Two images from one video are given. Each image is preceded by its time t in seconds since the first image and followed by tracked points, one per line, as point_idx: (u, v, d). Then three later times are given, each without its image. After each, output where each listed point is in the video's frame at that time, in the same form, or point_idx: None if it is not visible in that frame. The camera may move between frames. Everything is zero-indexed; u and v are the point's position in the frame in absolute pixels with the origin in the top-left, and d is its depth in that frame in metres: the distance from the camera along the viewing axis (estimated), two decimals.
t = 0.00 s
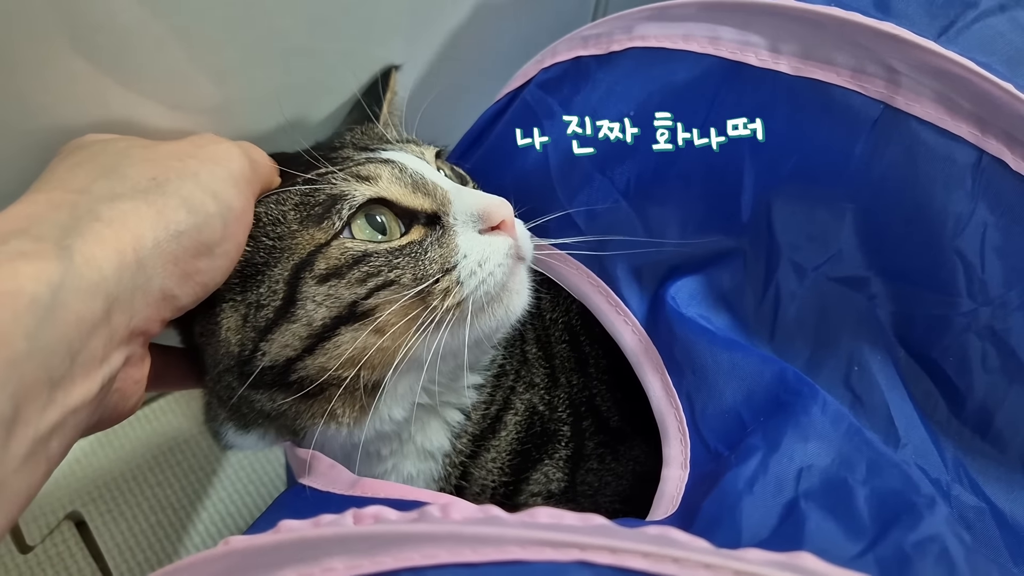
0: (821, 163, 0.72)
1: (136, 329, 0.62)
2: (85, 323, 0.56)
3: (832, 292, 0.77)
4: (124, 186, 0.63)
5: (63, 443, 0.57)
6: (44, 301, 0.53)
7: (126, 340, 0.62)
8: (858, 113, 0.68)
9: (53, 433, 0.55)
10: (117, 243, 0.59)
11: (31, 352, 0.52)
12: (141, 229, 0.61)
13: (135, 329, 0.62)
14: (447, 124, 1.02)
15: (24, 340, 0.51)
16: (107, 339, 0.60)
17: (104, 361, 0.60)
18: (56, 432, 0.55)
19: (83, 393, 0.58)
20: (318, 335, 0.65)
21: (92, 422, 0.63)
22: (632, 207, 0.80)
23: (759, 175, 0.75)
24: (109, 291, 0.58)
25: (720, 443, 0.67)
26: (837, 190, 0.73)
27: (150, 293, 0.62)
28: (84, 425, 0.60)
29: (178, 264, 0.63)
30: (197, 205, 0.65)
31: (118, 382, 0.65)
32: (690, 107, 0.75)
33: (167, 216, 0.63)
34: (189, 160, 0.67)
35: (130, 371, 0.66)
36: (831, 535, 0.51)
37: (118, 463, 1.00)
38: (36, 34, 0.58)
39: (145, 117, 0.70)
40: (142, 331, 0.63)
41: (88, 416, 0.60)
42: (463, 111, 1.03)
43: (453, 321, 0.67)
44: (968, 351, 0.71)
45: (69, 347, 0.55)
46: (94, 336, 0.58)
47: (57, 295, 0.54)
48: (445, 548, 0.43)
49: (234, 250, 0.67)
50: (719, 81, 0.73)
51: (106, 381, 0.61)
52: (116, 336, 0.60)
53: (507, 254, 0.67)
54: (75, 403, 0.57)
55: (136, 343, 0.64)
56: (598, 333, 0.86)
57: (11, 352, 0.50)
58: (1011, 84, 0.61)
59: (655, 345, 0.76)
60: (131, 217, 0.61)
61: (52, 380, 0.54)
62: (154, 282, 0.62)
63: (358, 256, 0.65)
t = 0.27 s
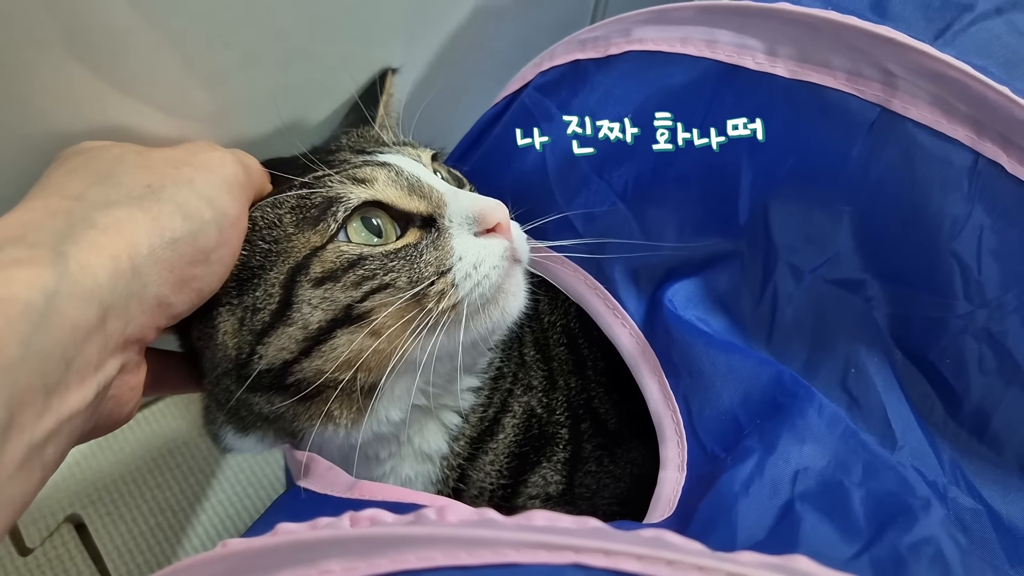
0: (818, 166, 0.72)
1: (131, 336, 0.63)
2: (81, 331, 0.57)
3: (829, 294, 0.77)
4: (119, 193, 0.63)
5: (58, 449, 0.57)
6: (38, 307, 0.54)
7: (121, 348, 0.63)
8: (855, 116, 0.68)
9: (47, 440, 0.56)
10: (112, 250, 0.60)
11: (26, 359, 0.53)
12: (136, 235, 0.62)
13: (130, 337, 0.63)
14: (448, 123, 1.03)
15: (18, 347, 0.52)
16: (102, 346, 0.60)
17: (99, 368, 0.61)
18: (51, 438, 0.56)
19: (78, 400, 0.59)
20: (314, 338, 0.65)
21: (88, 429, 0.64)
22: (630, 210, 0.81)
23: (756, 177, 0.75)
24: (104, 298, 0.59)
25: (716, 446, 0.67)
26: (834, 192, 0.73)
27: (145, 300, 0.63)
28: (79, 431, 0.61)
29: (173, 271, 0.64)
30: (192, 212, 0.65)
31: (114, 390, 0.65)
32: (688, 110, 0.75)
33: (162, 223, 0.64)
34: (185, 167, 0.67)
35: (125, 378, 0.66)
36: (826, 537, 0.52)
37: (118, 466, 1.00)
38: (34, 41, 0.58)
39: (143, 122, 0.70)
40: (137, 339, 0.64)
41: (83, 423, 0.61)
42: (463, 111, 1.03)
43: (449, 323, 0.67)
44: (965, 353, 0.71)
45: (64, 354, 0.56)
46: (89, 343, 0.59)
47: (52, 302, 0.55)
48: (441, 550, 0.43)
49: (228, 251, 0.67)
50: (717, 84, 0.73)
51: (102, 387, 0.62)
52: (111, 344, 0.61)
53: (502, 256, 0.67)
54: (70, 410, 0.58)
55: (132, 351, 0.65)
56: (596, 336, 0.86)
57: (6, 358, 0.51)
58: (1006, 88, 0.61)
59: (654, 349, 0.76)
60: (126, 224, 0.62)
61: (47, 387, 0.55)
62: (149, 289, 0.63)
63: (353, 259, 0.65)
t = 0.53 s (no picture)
0: (817, 166, 0.72)
1: (120, 328, 0.63)
2: (65, 325, 0.58)
3: (828, 294, 0.77)
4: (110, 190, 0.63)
5: (41, 441, 0.58)
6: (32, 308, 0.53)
7: (106, 339, 0.62)
8: (854, 116, 0.68)
9: (28, 431, 0.57)
10: (100, 246, 0.60)
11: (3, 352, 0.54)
12: (126, 230, 0.62)
13: (119, 329, 0.63)
14: (448, 124, 1.03)
15: None
16: (88, 339, 0.60)
17: (84, 360, 0.61)
18: (31, 432, 0.57)
19: (63, 393, 0.59)
20: (314, 337, 0.65)
21: (73, 422, 0.64)
22: (629, 210, 0.81)
23: (755, 177, 0.76)
24: (89, 291, 0.59)
25: (716, 446, 0.67)
26: (833, 192, 0.73)
27: (132, 293, 0.62)
28: (62, 424, 0.61)
29: (160, 265, 0.63)
30: (181, 207, 0.65)
31: (100, 383, 0.66)
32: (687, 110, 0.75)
33: (152, 217, 0.63)
34: (177, 164, 0.66)
35: (113, 371, 0.67)
36: (826, 538, 0.53)
37: (117, 466, 1.00)
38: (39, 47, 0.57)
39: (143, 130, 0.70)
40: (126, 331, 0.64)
41: (69, 415, 0.61)
42: (462, 112, 1.03)
43: (449, 322, 0.67)
44: (964, 353, 0.71)
45: (46, 347, 0.56)
46: (73, 338, 0.59)
47: (34, 296, 0.55)
48: (440, 551, 0.43)
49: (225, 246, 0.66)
50: (716, 84, 0.73)
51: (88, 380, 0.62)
52: (97, 338, 0.61)
53: (502, 255, 0.67)
54: (53, 402, 0.58)
55: (120, 342, 0.65)
56: (597, 337, 0.86)
57: None
58: (1006, 87, 0.61)
59: (653, 347, 0.76)
60: (117, 220, 0.62)
61: (30, 380, 0.56)
62: (135, 283, 0.62)
63: (354, 258, 0.65)
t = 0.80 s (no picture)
0: (814, 170, 0.72)
1: (134, 332, 0.63)
2: (78, 335, 0.57)
3: (824, 298, 0.77)
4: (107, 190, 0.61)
5: (57, 453, 0.57)
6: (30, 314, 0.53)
7: (121, 346, 0.62)
8: (850, 120, 0.68)
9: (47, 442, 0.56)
10: (102, 254, 0.60)
11: (24, 367, 0.52)
12: (126, 234, 0.61)
13: (133, 333, 0.63)
14: (447, 129, 1.03)
15: (18, 353, 0.52)
16: (102, 346, 0.60)
17: (99, 368, 0.60)
18: (50, 442, 0.56)
19: (80, 403, 0.58)
20: (307, 341, 0.65)
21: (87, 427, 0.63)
22: (625, 214, 0.81)
23: (751, 182, 0.76)
24: (102, 303, 0.59)
25: (711, 452, 0.67)
26: (829, 196, 0.73)
27: (144, 297, 0.62)
28: (78, 433, 0.61)
29: (169, 266, 0.63)
30: (182, 199, 0.64)
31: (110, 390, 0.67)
32: (683, 115, 0.75)
33: (153, 216, 0.63)
34: (171, 148, 0.65)
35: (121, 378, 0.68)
36: (821, 547, 0.53)
37: (114, 471, 1.00)
38: (44, 56, 0.57)
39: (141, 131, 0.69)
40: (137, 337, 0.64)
41: (84, 424, 0.61)
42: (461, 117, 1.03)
43: (440, 326, 0.67)
44: (961, 357, 0.71)
45: (63, 358, 0.56)
46: (87, 347, 0.58)
47: (49, 307, 0.54)
48: (434, 561, 0.43)
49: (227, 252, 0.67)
50: (712, 89, 0.73)
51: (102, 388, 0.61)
52: (112, 346, 0.61)
53: (494, 258, 0.68)
54: (71, 413, 0.58)
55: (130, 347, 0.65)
56: (593, 343, 0.87)
57: (6, 366, 0.51)
58: (1001, 93, 0.61)
59: (648, 354, 0.76)
60: (118, 223, 0.61)
61: (47, 392, 0.55)
62: (147, 286, 0.62)
63: (346, 261, 0.65)
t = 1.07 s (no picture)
0: (815, 175, 0.72)
1: (139, 319, 0.63)
2: (84, 316, 0.57)
3: (826, 303, 0.78)
4: (123, 183, 0.61)
5: (61, 435, 0.57)
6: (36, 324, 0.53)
7: (126, 331, 0.62)
8: (851, 126, 0.68)
9: (52, 424, 0.56)
10: (112, 241, 0.59)
11: (29, 346, 0.52)
12: (139, 228, 0.61)
13: (137, 319, 0.63)
14: (448, 135, 1.03)
15: (22, 331, 0.52)
16: (107, 330, 0.60)
17: (103, 351, 0.60)
18: (54, 423, 0.56)
19: (83, 383, 0.58)
20: (310, 349, 0.65)
21: (91, 413, 0.64)
22: (627, 219, 0.81)
23: (753, 186, 0.76)
24: (108, 283, 0.59)
25: (717, 459, 0.67)
26: (831, 201, 0.73)
27: (150, 286, 0.62)
28: (81, 416, 0.61)
29: (177, 259, 0.63)
30: (196, 200, 0.64)
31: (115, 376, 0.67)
32: (685, 119, 0.75)
33: (166, 211, 0.63)
34: (199, 158, 0.65)
35: (125, 364, 0.67)
36: (828, 555, 0.54)
37: (115, 474, 0.99)
38: (49, 53, 0.57)
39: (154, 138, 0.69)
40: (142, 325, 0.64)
41: (87, 408, 0.61)
42: (462, 122, 1.03)
43: (444, 335, 0.67)
44: (963, 362, 0.71)
45: (68, 340, 0.56)
46: (92, 330, 0.58)
47: (56, 287, 0.54)
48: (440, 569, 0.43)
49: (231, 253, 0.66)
50: (712, 94, 0.73)
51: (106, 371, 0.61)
52: (116, 330, 0.61)
53: (500, 270, 0.67)
54: (74, 393, 0.58)
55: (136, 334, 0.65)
56: (596, 349, 0.87)
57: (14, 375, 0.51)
58: (1004, 97, 0.61)
59: (651, 357, 0.76)
60: (131, 214, 0.61)
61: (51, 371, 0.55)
62: (154, 276, 0.62)
63: (351, 271, 0.65)
